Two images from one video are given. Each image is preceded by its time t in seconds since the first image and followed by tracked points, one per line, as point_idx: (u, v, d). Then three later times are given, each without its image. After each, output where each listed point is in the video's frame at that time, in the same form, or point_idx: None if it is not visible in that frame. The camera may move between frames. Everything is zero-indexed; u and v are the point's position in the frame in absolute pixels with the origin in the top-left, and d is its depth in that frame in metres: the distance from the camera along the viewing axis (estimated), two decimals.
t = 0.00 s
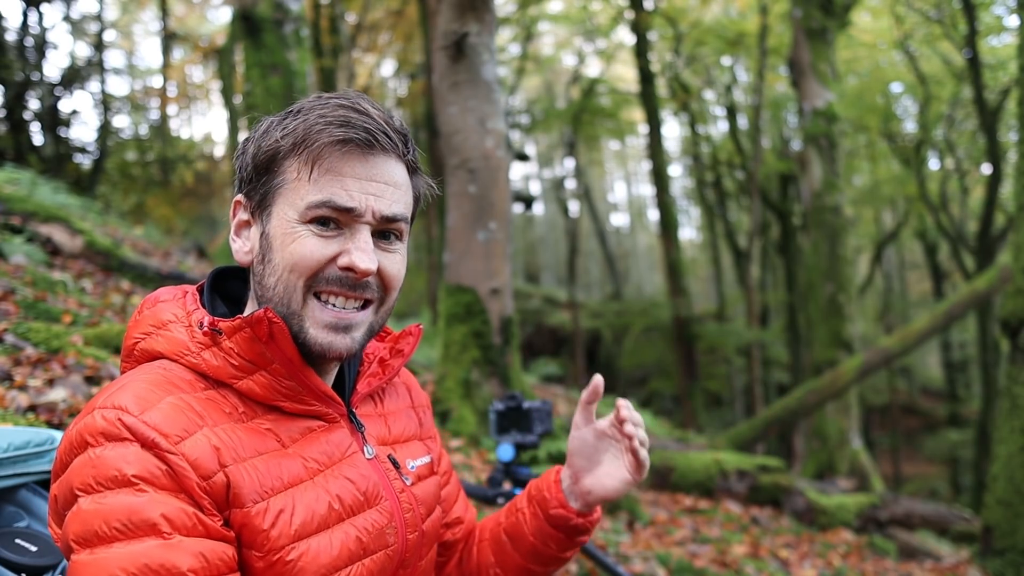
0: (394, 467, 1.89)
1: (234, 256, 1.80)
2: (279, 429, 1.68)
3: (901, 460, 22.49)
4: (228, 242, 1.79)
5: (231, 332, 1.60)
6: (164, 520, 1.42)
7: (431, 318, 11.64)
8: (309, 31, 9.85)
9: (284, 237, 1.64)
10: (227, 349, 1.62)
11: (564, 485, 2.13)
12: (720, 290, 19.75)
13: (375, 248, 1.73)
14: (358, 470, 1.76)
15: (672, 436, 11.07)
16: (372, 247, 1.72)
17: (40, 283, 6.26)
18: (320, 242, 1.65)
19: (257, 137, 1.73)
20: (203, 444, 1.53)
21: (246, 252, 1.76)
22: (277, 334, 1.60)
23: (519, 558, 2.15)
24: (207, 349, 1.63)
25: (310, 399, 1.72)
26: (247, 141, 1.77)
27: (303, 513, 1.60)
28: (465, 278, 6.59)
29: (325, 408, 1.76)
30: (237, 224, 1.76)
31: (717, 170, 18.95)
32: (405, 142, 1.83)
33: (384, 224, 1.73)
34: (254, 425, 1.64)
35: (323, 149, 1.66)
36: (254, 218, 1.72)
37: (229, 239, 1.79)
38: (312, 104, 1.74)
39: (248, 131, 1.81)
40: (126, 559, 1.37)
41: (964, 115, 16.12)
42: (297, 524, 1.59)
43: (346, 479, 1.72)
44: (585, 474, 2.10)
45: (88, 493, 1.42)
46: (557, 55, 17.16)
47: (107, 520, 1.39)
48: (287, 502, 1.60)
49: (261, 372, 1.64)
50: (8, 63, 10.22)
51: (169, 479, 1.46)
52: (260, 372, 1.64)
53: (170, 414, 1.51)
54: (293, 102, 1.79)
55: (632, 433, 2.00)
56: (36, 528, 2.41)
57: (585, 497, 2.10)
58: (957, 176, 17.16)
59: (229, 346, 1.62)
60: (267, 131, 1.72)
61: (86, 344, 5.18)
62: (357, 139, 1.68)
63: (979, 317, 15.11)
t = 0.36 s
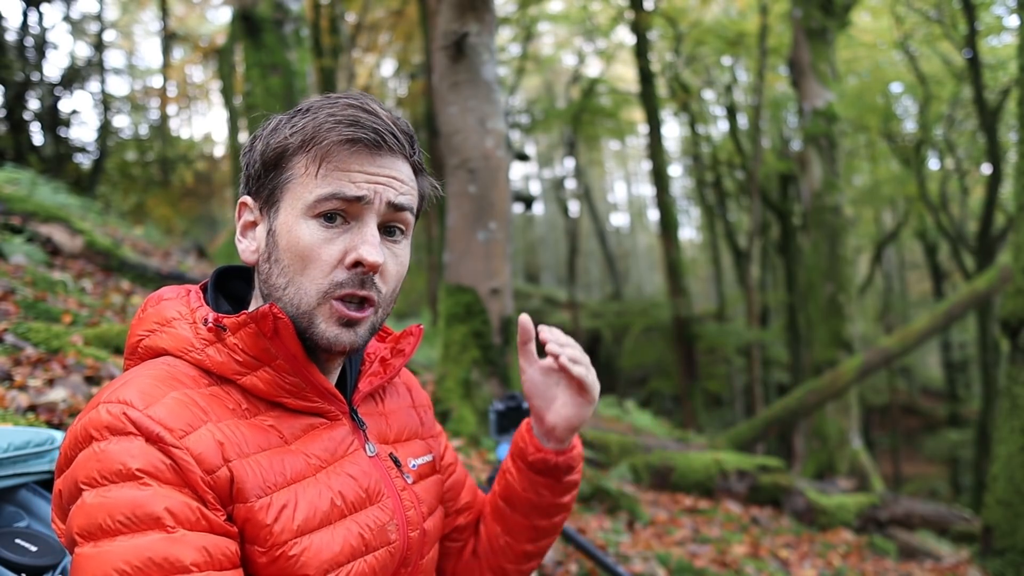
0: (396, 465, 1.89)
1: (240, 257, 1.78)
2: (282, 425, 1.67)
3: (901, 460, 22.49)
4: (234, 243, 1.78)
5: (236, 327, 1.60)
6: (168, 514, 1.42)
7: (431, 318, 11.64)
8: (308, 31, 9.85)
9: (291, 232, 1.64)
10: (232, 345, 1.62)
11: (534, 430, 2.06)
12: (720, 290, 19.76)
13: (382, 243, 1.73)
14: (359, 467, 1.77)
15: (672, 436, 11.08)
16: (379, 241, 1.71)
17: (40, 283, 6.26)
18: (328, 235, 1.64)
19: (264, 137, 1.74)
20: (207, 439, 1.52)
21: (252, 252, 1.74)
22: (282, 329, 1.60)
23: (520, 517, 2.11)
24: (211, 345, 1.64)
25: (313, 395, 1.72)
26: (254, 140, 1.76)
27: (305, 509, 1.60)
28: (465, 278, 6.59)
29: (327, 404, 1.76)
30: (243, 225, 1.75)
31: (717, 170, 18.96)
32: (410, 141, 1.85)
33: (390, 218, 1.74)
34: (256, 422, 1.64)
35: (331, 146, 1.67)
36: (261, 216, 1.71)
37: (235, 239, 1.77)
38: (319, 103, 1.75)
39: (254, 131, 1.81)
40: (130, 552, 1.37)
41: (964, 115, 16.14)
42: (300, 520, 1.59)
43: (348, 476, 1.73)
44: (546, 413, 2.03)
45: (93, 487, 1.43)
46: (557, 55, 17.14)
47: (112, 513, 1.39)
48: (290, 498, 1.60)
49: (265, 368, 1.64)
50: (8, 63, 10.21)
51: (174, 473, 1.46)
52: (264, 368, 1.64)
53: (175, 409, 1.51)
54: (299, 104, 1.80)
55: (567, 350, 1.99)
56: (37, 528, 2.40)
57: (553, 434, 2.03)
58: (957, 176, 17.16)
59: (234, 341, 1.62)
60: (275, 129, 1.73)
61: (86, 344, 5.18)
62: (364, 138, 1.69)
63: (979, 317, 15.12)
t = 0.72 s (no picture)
0: (420, 480, 1.87)
1: (278, 261, 1.77)
2: (308, 437, 1.67)
3: (901, 460, 22.47)
4: (274, 247, 1.76)
5: (268, 336, 1.61)
6: (192, 527, 1.42)
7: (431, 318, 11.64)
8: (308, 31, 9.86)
9: (335, 255, 1.61)
10: (263, 353, 1.63)
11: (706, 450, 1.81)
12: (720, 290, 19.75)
13: (427, 271, 1.69)
14: (384, 482, 1.75)
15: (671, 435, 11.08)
16: (422, 272, 1.67)
17: (41, 283, 6.26)
18: (370, 262, 1.61)
19: (317, 144, 1.70)
20: (234, 451, 1.53)
21: (292, 261, 1.72)
22: (316, 344, 1.61)
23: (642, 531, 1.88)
24: (242, 351, 1.64)
25: (342, 409, 1.72)
26: (307, 141, 1.72)
27: (329, 526, 1.59)
28: (465, 278, 6.58)
29: (356, 417, 1.75)
30: (285, 230, 1.73)
31: (717, 170, 18.96)
32: (466, 165, 1.78)
33: (436, 249, 1.69)
34: (283, 432, 1.64)
35: (384, 172, 1.61)
36: (305, 226, 1.69)
37: (277, 243, 1.76)
38: (379, 115, 1.69)
39: (308, 129, 1.77)
40: (151, 563, 1.37)
41: (964, 115, 16.18)
42: (322, 536, 1.58)
43: (372, 491, 1.71)
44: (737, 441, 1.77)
45: (117, 492, 1.43)
46: (556, 55, 17.13)
47: (135, 522, 1.40)
48: (314, 514, 1.59)
49: (295, 379, 1.64)
50: (8, 63, 10.21)
51: (198, 483, 1.46)
52: (294, 379, 1.64)
53: (202, 417, 1.52)
54: (358, 107, 1.74)
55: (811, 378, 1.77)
56: (37, 529, 2.40)
57: (736, 464, 1.76)
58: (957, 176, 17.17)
59: (265, 350, 1.62)
60: (329, 137, 1.68)
61: (86, 344, 5.18)
62: (420, 168, 1.63)
63: (979, 317, 15.11)
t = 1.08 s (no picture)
0: (427, 488, 1.89)
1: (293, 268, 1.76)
2: (316, 443, 1.69)
3: (901, 460, 22.47)
4: (290, 253, 1.75)
5: (279, 343, 1.62)
6: (198, 531, 1.44)
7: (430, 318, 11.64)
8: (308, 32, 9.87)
9: (344, 279, 1.60)
10: (273, 359, 1.64)
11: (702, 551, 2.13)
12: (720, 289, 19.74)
13: (438, 301, 1.68)
14: (391, 490, 1.77)
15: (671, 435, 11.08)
16: (433, 302, 1.66)
17: (41, 283, 6.26)
18: (378, 291, 1.60)
19: (337, 157, 1.66)
20: (242, 456, 1.55)
21: (305, 270, 1.71)
22: (324, 356, 1.62)
23: None
24: (253, 355, 1.65)
25: (349, 417, 1.74)
26: (328, 151, 1.69)
27: (335, 534, 1.61)
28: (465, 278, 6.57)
29: (364, 425, 1.78)
30: (300, 239, 1.71)
31: (717, 170, 18.95)
32: (490, 196, 1.73)
33: (448, 282, 1.67)
34: (291, 437, 1.66)
35: (400, 205, 1.58)
36: (319, 239, 1.68)
37: (292, 250, 1.74)
38: (402, 137, 1.64)
39: (332, 134, 1.73)
40: (155, 566, 1.38)
41: (964, 115, 16.19)
42: (328, 545, 1.59)
43: (378, 499, 1.73)
44: (735, 546, 2.12)
45: (124, 493, 1.44)
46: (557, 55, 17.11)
47: (142, 524, 1.41)
48: (320, 522, 1.61)
49: (304, 388, 1.66)
50: (8, 63, 10.22)
51: (205, 487, 1.48)
52: (303, 387, 1.66)
53: (211, 420, 1.54)
54: (383, 121, 1.68)
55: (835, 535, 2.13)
56: (37, 529, 2.40)
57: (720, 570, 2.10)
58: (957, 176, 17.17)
59: (276, 356, 1.64)
60: (350, 153, 1.65)
61: (86, 344, 5.18)
62: (436, 205, 1.59)
63: (979, 317, 15.10)
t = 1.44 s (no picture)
0: (416, 480, 1.90)
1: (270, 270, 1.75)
2: (305, 437, 1.69)
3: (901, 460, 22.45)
4: (267, 256, 1.74)
5: (263, 338, 1.62)
6: (186, 526, 1.44)
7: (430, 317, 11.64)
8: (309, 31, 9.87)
9: (331, 272, 1.61)
10: (258, 355, 1.64)
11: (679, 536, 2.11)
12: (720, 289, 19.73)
13: (424, 288, 1.71)
14: (380, 482, 1.78)
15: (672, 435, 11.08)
16: (421, 289, 1.69)
17: (40, 283, 6.26)
18: (367, 282, 1.61)
19: (309, 154, 1.66)
20: (228, 451, 1.54)
21: (285, 271, 1.71)
22: (309, 346, 1.62)
23: None
24: (238, 352, 1.65)
25: (337, 411, 1.73)
26: (298, 151, 1.69)
27: (325, 527, 1.61)
28: (465, 278, 6.57)
29: (351, 419, 1.77)
30: (276, 239, 1.70)
31: (717, 170, 18.96)
32: (464, 179, 1.78)
33: (434, 267, 1.70)
34: (279, 432, 1.66)
35: (382, 193, 1.60)
36: (298, 237, 1.67)
37: (268, 253, 1.73)
38: (374, 127, 1.67)
39: (299, 134, 1.72)
40: (143, 563, 1.38)
41: (964, 115, 16.20)
42: (318, 537, 1.59)
43: (368, 492, 1.73)
44: (710, 527, 2.10)
45: (110, 492, 1.44)
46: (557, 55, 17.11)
47: (129, 522, 1.41)
48: (310, 515, 1.61)
49: (289, 381, 1.66)
50: (8, 63, 10.22)
51: (192, 484, 1.48)
52: (288, 381, 1.66)
53: (197, 417, 1.53)
54: (349, 115, 1.70)
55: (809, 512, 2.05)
56: (37, 529, 2.40)
57: (696, 553, 2.07)
58: (957, 176, 17.19)
59: (260, 352, 1.64)
60: (322, 150, 1.65)
61: (86, 344, 5.18)
62: (419, 188, 1.62)
63: (979, 317, 15.10)
